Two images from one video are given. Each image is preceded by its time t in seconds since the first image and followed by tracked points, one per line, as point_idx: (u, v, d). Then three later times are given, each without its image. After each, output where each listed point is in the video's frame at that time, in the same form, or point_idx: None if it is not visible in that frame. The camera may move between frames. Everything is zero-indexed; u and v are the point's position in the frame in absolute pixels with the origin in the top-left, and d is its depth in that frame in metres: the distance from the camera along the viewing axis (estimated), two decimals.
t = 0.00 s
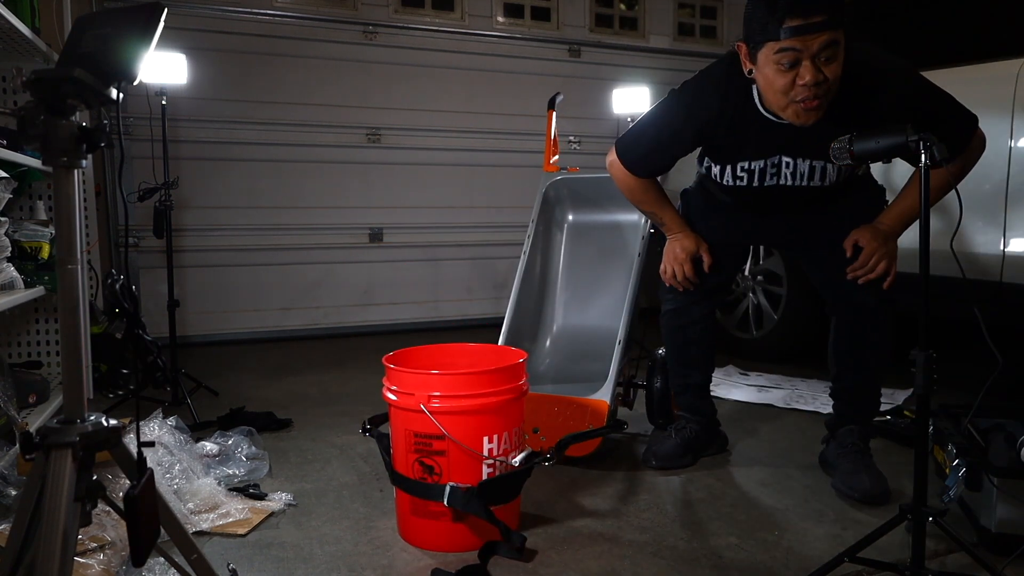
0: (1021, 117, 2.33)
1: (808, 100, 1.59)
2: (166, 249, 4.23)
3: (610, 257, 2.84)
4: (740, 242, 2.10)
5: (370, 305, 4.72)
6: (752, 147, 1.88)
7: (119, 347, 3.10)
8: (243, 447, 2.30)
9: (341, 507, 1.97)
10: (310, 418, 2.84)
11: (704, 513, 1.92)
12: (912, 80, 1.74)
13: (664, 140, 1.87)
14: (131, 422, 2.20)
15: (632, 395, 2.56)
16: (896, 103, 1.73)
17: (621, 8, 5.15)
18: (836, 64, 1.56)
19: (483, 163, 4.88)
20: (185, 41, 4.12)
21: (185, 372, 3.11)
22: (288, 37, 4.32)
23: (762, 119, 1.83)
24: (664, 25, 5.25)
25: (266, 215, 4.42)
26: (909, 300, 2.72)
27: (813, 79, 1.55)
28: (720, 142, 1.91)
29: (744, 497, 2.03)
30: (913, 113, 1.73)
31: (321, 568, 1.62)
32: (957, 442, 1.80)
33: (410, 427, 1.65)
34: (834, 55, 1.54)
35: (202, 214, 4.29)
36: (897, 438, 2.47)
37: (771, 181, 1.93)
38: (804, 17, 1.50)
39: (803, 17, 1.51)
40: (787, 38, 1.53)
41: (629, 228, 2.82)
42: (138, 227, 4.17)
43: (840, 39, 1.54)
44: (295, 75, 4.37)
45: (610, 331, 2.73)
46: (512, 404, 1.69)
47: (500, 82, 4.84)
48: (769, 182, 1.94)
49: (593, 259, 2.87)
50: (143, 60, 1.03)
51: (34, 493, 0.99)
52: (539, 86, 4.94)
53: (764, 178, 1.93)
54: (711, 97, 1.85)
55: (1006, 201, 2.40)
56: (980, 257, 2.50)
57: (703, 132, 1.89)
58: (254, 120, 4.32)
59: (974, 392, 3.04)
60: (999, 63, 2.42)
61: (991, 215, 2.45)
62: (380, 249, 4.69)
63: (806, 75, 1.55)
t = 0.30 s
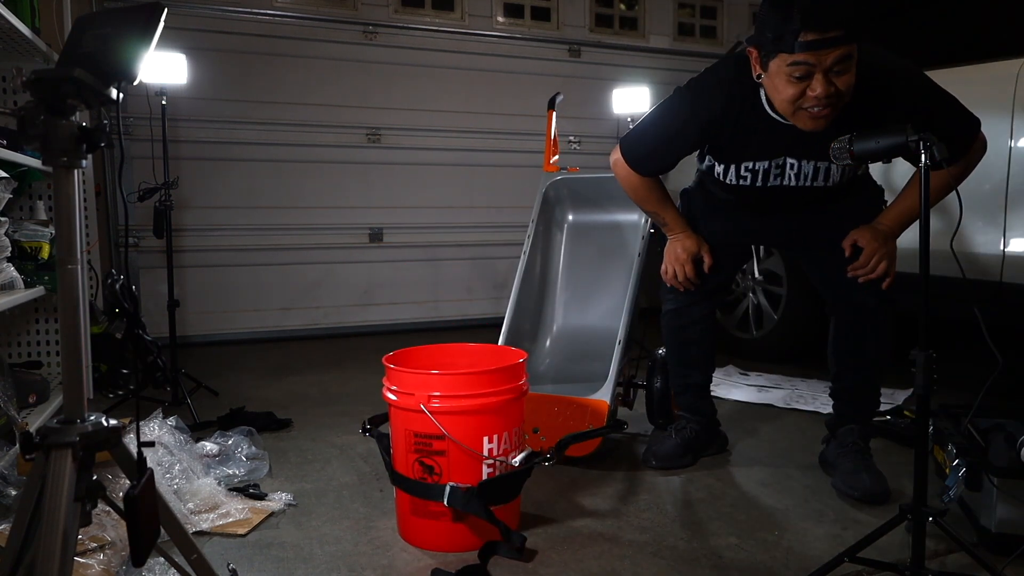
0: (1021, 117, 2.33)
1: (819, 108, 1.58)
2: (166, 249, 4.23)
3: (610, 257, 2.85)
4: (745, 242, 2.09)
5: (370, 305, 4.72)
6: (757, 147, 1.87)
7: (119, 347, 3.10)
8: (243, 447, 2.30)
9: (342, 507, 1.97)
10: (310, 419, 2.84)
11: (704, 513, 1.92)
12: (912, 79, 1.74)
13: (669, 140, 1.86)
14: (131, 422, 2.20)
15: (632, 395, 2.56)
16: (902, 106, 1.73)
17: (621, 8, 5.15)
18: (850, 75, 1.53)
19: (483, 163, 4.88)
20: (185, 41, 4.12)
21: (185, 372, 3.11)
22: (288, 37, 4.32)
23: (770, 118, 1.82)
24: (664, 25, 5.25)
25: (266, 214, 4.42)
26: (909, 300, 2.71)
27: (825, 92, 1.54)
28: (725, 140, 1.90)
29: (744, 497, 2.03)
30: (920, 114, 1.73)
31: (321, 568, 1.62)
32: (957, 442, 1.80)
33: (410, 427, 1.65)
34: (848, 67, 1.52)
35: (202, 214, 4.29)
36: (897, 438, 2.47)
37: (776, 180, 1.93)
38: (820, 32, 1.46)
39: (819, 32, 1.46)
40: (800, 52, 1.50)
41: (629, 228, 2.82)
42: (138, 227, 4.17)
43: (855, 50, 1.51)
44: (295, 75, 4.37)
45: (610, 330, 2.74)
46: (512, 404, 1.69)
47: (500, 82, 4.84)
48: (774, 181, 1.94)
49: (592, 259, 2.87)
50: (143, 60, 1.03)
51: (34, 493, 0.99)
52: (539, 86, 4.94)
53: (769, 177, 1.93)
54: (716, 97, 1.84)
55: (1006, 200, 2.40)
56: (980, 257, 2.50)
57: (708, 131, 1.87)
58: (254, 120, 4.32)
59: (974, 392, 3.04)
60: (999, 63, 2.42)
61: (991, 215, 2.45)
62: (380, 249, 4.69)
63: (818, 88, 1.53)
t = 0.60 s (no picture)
0: (1021, 117, 2.33)
1: (821, 110, 1.59)
2: (166, 249, 4.23)
3: (610, 257, 2.85)
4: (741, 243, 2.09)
5: (370, 305, 4.72)
6: (760, 148, 1.87)
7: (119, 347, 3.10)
8: (243, 447, 2.30)
9: (341, 507, 1.97)
10: (310, 419, 2.84)
11: (704, 513, 1.92)
12: (911, 80, 1.74)
13: (672, 141, 1.85)
14: (131, 422, 2.20)
15: (632, 395, 2.56)
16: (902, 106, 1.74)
17: (621, 8, 5.15)
18: (852, 77, 1.53)
19: (483, 164, 4.88)
20: (185, 41, 4.12)
21: (185, 372, 3.11)
22: (288, 37, 4.32)
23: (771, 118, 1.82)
24: (664, 25, 5.25)
25: (266, 215, 4.42)
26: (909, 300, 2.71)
27: (827, 94, 1.54)
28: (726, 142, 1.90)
29: (744, 497, 2.03)
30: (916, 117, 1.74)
31: (321, 568, 1.62)
32: (958, 442, 1.80)
33: (410, 427, 1.65)
34: (852, 69, 1.51)
35: (202, 214, 4.29)
36: (897, 438, 2.47)
37: (779, 181, 1.94)
38: (823, 34, 1.46)
39: (822, 34, 1.46)
40: (803, 54, 1.50)
41: (629, 228, 2.82)
42: (138, 227, 4.17)
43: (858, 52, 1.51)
44: (295, 75, 4.37)
45: (610, 330, 2.74)
46: (512, 403, 1.69)
47: (500, 82, 4.84)
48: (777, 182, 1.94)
49: (593, 259, 2.87)
50: (143, 59, 1.03)
51: (34, 493, 0.99)
52: (539, 86, 4.94)
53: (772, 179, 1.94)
54: (719, 98, 1.84)
55: (1006, 200, 2.39)
56: (980, 257, 2.50)
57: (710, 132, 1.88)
58: (254, 120, 4.32)
59: (975, 392, 3.05)
60: (999, 63, 2.42)
61: (991, 215, 2.45)
62: (380, 249, 4.69)
63: (821, 90, 1.54)
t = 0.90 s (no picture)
0: (1021, 117, 2.33)
1: (806, 104, 1.53)
2: (166, 249, 4.23)
3: (610, 257, 2.84)
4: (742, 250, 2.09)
5: (370, 305, 4.72)
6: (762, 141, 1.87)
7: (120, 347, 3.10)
8: (243, 447, 2.30)
9: (341, 507, 1.97)
10: (310, 419, 2.84)
11: (704, 513, 1.92)
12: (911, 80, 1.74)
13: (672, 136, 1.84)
14: (132, 422, 2.20)
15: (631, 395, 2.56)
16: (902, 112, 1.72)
17: (621, 8, 5.15)
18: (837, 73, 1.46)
19: (483, 163, 4.88)
20: (185, 41, 4.12)
21: (185, 373, 3.11)
22: (288, 37, 4.32)
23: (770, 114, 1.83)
24: (664, 25, 5.25)
25: (267, 215, 4.42)
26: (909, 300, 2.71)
27: (811, 93, 1.49)
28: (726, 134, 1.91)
29: (744, 497, 2.03)
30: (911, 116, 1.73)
31: (321, 568, 1.62)
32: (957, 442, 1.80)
33: (410, 427, 1.65)
34: (836, 67, 1.44)
35: (202, 214, 4.29)
36: (897, 438, 2.47)
37: (784, 168, 1.91)
38: (806, 33, 1.40)
39: (805, 33, 1.40)
40: (784, 54, 1.45)
41: (629, 228, 2.83)
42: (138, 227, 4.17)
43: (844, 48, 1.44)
44: (295, 75, 4.37)
45: (610, 331, 2.74)
46: (513, 403, 1.68)
47: (500, 82, 4.84)
48: (782, 170, 1.92)
49: (593, 259, 2.87)
50: (143, 59, 1.03)
51: (33, 493, 0.99)
52: (539, 86, 4.94)
53: (776, 167, 1.91)
54: (714, 93, 1.82)
55: (1006, 201, 2.40)
56: (980, 257, 2.50)
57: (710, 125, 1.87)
58: (254, 120, 4.32)
59: (976, 391, 3.05)
60: (999, 63, 2.41)
61: (991, 215, 2.45)
62: (380, 249, 4.69)
63: (800, 87, 1.49)
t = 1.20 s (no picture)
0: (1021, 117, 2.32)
1: (740, 21, 1.60)
2: (166, 249, 4.23)
3: (609, 257, 2.84)
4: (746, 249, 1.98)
5: (370, 305, 4.72)
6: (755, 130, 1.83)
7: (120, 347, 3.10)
8: (243, 447, 2.30)
9: (341, 507, 1.97)
10: (310, 419, 2.84)
11: (704, 513, 1.92)
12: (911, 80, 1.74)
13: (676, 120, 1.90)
14: (132, 422, 2.20)
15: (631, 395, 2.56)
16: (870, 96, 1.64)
17: (620, 8, 5.15)
18: None
19: (483, 163, 4.88)
20: (185, 41, 4.12)
21: (185, 373, 3.11)
22: (289, 37, 4.32)
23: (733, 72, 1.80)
24: (664, 25, 5.25)
25: (267, 215, 4.42)
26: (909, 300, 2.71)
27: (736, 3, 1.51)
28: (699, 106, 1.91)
29: (744, 497, 2.03)
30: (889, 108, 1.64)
31: (322, 568, 1.62)
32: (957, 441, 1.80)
33: (410, 427, 1.65)
34: None
35: (202, 214, 4.29)
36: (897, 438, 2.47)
37: (750, 113, 1.81)
38: None
39: None
40: None
41: (629, 228, 2.83)
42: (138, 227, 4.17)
43: None
44: (295, 75, 4.37)
45: (610, 331, 2.74)
46: (513, 403, 1.68)
47: (500, 81, 4.84)
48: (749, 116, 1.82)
49: (593, 258, 2.88)
50: (143, 60, 1.03)
51: (33, 493, 0.99)
52: (539, 86, 4.94)
53: (745, 113, 1.82)
54: (677, 63, 1.90)
55: (1006, 201, 2.39)
56: (980, 256, 2.50)
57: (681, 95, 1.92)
58: (254, 120, 4.32)
59: (976, 391, 3.04)
60: (999, 63, 2.41)
61: (991, 215, 2.45)
62: (380, 249, 4.69)
63: (727, 7, 1.56)
